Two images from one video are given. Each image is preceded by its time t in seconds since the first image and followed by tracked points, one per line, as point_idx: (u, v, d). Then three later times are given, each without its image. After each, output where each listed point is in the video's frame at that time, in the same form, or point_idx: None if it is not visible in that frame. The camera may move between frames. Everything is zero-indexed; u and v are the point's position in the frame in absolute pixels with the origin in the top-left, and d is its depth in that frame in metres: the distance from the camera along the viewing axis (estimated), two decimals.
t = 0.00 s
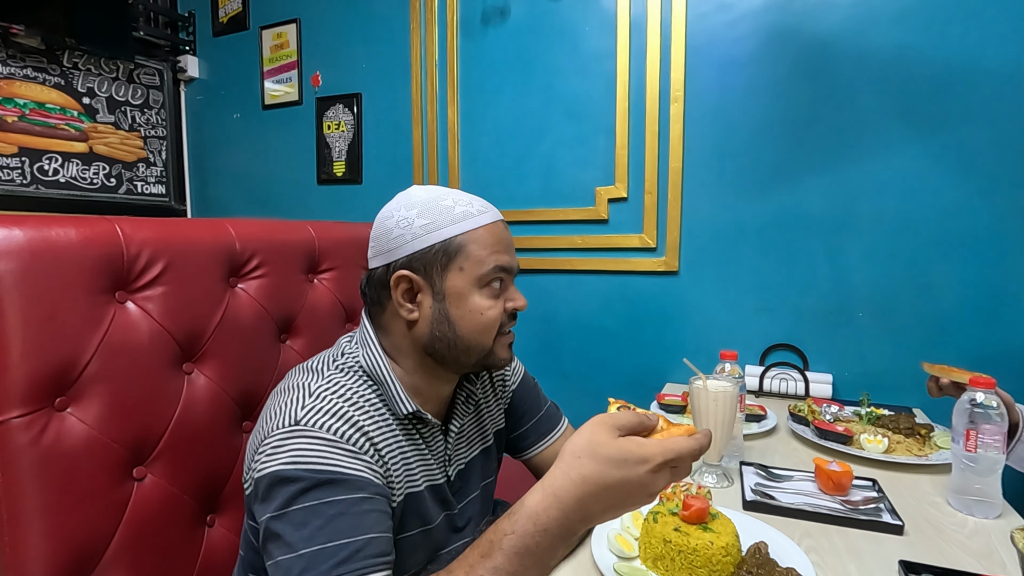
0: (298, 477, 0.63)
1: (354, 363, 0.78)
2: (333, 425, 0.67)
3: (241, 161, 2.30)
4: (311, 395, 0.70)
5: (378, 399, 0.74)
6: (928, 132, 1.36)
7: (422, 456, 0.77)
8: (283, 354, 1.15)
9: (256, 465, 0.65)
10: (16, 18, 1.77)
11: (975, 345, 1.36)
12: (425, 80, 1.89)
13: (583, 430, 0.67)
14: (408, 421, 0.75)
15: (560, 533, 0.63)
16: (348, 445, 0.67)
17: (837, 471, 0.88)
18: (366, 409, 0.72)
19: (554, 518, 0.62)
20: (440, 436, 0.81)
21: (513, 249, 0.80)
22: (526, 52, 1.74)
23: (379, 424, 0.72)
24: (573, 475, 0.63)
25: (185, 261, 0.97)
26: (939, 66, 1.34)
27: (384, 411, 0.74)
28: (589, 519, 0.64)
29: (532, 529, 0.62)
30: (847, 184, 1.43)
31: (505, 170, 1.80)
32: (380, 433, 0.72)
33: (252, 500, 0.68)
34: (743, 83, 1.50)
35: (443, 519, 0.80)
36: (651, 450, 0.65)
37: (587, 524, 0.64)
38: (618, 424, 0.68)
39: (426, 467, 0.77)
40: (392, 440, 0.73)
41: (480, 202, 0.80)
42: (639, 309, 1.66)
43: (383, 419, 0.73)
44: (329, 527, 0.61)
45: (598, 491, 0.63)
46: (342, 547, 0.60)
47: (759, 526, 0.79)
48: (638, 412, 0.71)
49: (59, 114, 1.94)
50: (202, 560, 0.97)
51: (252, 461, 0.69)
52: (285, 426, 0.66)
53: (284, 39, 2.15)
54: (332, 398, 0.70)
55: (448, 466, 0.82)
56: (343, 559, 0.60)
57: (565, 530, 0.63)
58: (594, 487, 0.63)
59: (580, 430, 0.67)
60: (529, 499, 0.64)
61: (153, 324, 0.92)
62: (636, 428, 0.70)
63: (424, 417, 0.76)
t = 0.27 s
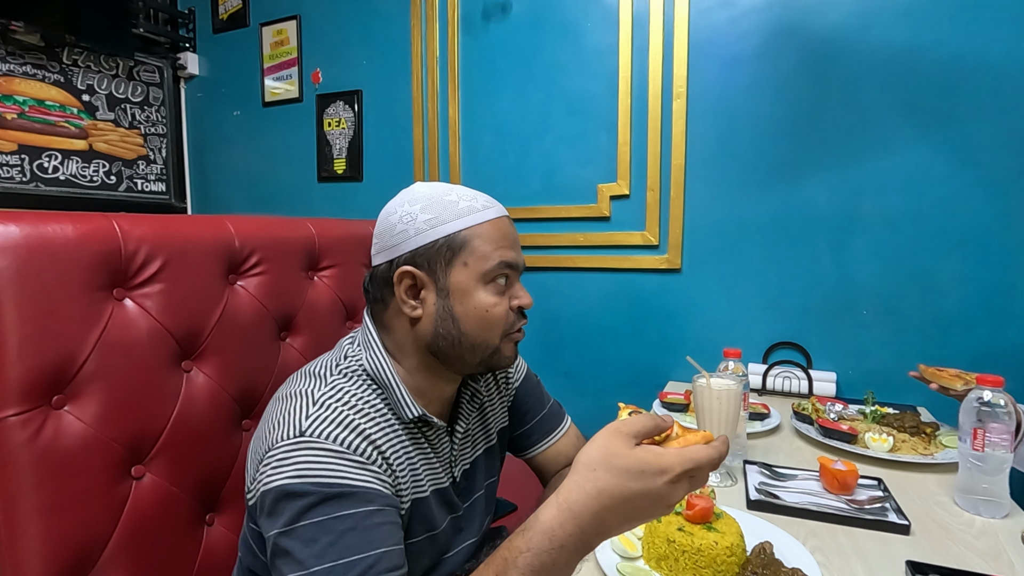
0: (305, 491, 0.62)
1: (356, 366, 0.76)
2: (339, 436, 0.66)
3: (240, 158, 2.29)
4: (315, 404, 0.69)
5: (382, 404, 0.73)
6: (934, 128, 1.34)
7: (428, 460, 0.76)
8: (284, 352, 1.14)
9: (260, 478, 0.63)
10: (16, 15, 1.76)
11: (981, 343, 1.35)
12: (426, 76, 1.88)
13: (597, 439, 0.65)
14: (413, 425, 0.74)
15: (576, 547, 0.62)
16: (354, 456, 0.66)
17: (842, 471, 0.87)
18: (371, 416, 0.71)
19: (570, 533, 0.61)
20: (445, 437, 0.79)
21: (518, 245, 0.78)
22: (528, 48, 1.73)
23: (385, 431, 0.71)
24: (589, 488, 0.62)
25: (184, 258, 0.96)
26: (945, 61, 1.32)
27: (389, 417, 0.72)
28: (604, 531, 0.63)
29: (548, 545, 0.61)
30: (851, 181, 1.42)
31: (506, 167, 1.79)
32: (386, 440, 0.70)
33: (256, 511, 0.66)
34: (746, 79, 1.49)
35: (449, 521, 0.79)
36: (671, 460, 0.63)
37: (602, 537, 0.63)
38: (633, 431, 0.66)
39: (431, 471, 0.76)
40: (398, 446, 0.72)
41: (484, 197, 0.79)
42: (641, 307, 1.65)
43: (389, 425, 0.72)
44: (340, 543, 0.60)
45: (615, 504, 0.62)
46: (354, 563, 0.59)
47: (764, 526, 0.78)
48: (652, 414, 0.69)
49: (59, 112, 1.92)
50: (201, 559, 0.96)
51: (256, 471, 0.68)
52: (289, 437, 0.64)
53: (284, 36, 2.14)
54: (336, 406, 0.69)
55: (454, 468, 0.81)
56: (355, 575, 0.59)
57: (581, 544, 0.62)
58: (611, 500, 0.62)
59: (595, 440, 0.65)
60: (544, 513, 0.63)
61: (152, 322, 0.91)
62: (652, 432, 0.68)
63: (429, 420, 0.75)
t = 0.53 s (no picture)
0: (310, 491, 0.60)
1: (360, 360, 0.74)
2: (344, 433, 0.63)
3: (238, 154, 2.29)
4: (318, 400, 0.66)
5: (386, 398, 0.71)
6: (936, 122, 1.34)
7: (432, 455, 0.74)
8: (281, 346, 1.13)
9: (264, 476, 0.61)
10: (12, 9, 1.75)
11: (982, 338, 1.35)
12: (424, 72, 1.87)
13: (607, 440, 0.60)
14: (417, 419, 0.72)
15: (588, 550, 0.58)
16: (361, 454, 0.63)
17: (843, 464, 0.87)
18: (377, 412, 0.68)
19: (582, 537, 0.58)
20: (447, 431, 0.78)
21: (520, 238, 0.78)
22: (527, 42, 1.73)
23: (390, 427, 0.68)
24: (600, 491, 0.58)
25: (180, 251, 0.96)
26: (946, 55, 1.32)
27: (393, 412, 0.70)
28: (617, 534, 0.59)
29: (559, 549, 0.58)
30: (852, 175, 1.41)
31: (505, 163, 1.79)
32: (392, 437, 0.68)
33: (259, 509, 0.65)
34: (746, 74, 1.48)
35: (452, 515, 0.78)
36: (683, 461, 0.58)
37: (613, 539, 0.59)
38: (645, 432, 0.60)
39: (436, 466, 0.74)
40: (404, 442, 0.69)
41: (486, 189, 0.78)
42: (641, 302, 1.65)
43: (394, 421, 0.69)
44: (348, 544, 0.58)
45: (627, 508, 0.57)
46: (362, 564, 0.58)
47: (763, 519, 0.77)
48: (663, 413, 0.63)
49: (56, 107, 1.91)
50: (198, 554, 0.96)
51: (258, 467, 0.66)
52: (293, 435, 0.62)
53: (282, 31, 2.13)
54: (340, 402, 0.66)
55: (456, 462, 0.79)
56: None
57: (593, 548, 0.58)
58: (622, 505, 0.57)
59: (605, 441, 0.60)
60: (554, 516, 0.59)
61: (148, 315, 0.90)
62: (664, 431, 0.62)
63: (434, 415, 0.73)
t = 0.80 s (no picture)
0: (301, 486, 0.59)
1: (354, 355, 0.74)
2: (335, 429, 0.63)
3: (236, 152, 2.28)
4: (311, 396, 0.66)
5: (380, 393, 0.71)
6: (933, 119, 1.34)
7: (427, 451, 0.74)
8: (277, 343, 1.13)
9: (256, 471, 0.61)
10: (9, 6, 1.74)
11: (978, 335, 1.35)
12: (422, 69, 1.87)
13: (597, 437, 0.60)
14: (412, 415, 0.72)
15: (576, 547, 0.58)
16: (352, 450, 0.63)
17: (837, 460, 0.87)
18: (369, 408, 0.68)
19: (570, 534, 0.57)
20: (443, 426, 0.78)
21: (514, 234, 0.77)
22: (524, 40, 1.72)
23: (383, 423, 0.68)
24: (589, 488, 0.57)
25: (175, 247, 0.96)
26: (943, 52, 1.32)
27: (387, 408, 0.70)
28: (606, 531, 0.59)
29: (547, 546, 0.57)
30: (849, 172, 1.41)
31: (503, 160, 1.79)
32: (384, 433, 0.68)
33: (252, 504, 0.65)
34: (743, 71, 1.48)
35: (448, 510, 0.78)
36: (672, 458, 0.58)
37: (602, 536, 0.59)
38: (634, 429, 0.60)
39: (430, 462, 0.74)
40: (397, 438, 0.69)
41: (480, 184, 0.78)
42: (638, 300, 1.65)
43: (387, 416, 0.69)
44: (337, 540, 0.58)
45: (615, 505, 0.57)
46: (351, 559, 0.58)
47: (757, 514, 0.77)
48: (653, 409, 0.62)
49: (53, 105, 1.91)
50: (193, 550, 0.96)
51: (250, 462, 0.66)
52: (285, 430, 0.62)
53: (280, 29, 2.12)
54: (333, 398, 0.66)
55: (452, 458, 0.79)
56: (352, 572, 0.58)
57: (582, 545, 0.58)
58: (611, 501, 0.57)
59: (595, 438, 0.60)
60: (543, 512, 0.59)
61: (143, 311, 0.90)
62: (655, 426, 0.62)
63: (428, 411, 0.73)
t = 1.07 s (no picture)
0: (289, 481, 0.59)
1: (346, 351, 0.74)
2: (324, 424, 0.63)
3: (233, 150, 2.28)
4: (299, 390, 0.66)
5: (371, 388, 0.71)
6: (929, 117, 1.34)
7: (418, 446, 0.73)
8: (272, 340, 1.13)
9: (244, 466, 0.61)
10: (6, 4, 1.74)
11: (974, 332, 1.34)
12: (419, 68, 1.86)
13: (586, 432, 0.60)
14: (403, 409, 0.72)
15: (563, 544, 0.58)
16: (341, 445, 0.63)
17: (831, 456, 0.87)
18: (359, 403, 0.68)
19: (557, 531, 0.57)
20: (435, 421, 0.77)
21: (506, 230, 0.77)
22: (521, 38, 1.72)
23: (373, 418, 0.68)
24: (576, 484, 0.57)
25: (169, 243, 0.96)
26: (940, 49, 1.32)
27: (377, 403, 0.70)
28: (593, 528, 0.58)
29: (534, 542, 0.57)
30: (845, 169, 1.41)
31: (500, 158, 1.78)
32: (374, 427, 0.67)
33: (240, 499, 0.65)
34: (739, 69, 1.48)
35: (440, 506, 0.77)
36: (660, 454, 0.57)
37: (590, 533, 0.59)
38: (623, 425, 0.60)
39: (422, 457, 0.74)
40: (387, 432, 0.69)
41: (472, 180, 0.77)
42: (635, 297, 1.64)
43: (377, 411, 0.69)
44: (324, 535, 0.58)
45: (603, 501, 0.57)
46: (338, 555, 0.58)
47: (750, 510, 0.77)
48: (643, 404, 0.62)
49: (50, 103, 1.91)
50: (187, 547, 0.96)
51: (240, 457, 0.65)
52: (272, 425, 0.62)
53: (277, 27, 2.12)
54: (322, 393, 0.66)
55: (444, 453, 0.79)
56: (339, 568, 0.57)
57: (569, 541, 0.58)
58: (599, 497, 0.57)
59: (583, 434, 0.60)
60: (530, 509, 0.58)
61: (136, 307, 0.90)
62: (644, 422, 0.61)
63: (420, 406, 0.72)
